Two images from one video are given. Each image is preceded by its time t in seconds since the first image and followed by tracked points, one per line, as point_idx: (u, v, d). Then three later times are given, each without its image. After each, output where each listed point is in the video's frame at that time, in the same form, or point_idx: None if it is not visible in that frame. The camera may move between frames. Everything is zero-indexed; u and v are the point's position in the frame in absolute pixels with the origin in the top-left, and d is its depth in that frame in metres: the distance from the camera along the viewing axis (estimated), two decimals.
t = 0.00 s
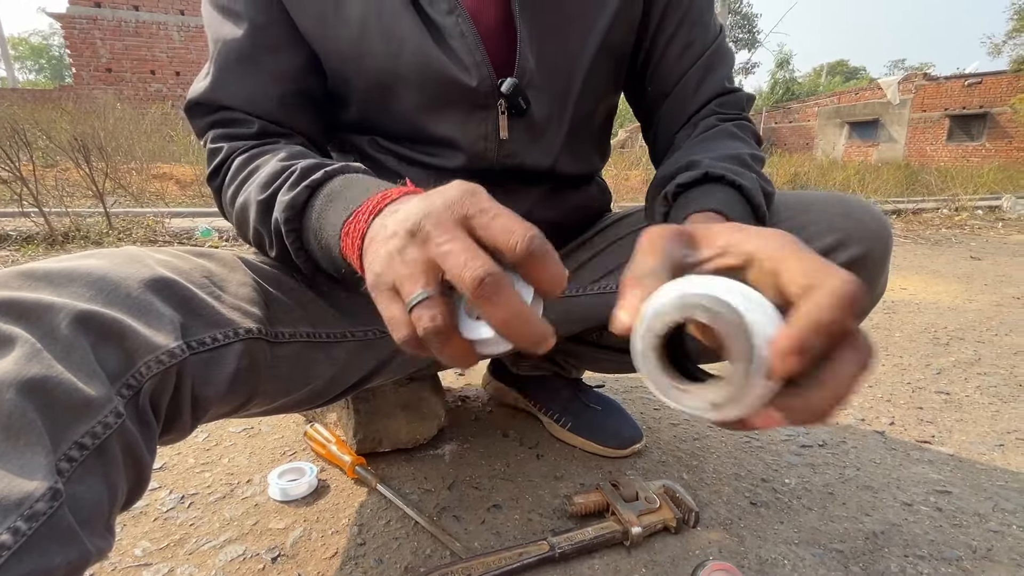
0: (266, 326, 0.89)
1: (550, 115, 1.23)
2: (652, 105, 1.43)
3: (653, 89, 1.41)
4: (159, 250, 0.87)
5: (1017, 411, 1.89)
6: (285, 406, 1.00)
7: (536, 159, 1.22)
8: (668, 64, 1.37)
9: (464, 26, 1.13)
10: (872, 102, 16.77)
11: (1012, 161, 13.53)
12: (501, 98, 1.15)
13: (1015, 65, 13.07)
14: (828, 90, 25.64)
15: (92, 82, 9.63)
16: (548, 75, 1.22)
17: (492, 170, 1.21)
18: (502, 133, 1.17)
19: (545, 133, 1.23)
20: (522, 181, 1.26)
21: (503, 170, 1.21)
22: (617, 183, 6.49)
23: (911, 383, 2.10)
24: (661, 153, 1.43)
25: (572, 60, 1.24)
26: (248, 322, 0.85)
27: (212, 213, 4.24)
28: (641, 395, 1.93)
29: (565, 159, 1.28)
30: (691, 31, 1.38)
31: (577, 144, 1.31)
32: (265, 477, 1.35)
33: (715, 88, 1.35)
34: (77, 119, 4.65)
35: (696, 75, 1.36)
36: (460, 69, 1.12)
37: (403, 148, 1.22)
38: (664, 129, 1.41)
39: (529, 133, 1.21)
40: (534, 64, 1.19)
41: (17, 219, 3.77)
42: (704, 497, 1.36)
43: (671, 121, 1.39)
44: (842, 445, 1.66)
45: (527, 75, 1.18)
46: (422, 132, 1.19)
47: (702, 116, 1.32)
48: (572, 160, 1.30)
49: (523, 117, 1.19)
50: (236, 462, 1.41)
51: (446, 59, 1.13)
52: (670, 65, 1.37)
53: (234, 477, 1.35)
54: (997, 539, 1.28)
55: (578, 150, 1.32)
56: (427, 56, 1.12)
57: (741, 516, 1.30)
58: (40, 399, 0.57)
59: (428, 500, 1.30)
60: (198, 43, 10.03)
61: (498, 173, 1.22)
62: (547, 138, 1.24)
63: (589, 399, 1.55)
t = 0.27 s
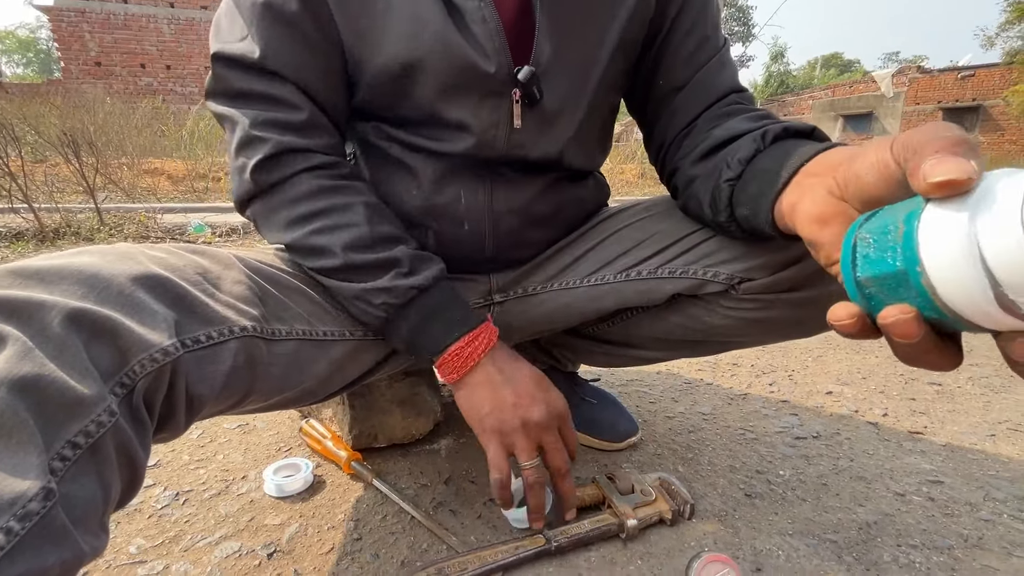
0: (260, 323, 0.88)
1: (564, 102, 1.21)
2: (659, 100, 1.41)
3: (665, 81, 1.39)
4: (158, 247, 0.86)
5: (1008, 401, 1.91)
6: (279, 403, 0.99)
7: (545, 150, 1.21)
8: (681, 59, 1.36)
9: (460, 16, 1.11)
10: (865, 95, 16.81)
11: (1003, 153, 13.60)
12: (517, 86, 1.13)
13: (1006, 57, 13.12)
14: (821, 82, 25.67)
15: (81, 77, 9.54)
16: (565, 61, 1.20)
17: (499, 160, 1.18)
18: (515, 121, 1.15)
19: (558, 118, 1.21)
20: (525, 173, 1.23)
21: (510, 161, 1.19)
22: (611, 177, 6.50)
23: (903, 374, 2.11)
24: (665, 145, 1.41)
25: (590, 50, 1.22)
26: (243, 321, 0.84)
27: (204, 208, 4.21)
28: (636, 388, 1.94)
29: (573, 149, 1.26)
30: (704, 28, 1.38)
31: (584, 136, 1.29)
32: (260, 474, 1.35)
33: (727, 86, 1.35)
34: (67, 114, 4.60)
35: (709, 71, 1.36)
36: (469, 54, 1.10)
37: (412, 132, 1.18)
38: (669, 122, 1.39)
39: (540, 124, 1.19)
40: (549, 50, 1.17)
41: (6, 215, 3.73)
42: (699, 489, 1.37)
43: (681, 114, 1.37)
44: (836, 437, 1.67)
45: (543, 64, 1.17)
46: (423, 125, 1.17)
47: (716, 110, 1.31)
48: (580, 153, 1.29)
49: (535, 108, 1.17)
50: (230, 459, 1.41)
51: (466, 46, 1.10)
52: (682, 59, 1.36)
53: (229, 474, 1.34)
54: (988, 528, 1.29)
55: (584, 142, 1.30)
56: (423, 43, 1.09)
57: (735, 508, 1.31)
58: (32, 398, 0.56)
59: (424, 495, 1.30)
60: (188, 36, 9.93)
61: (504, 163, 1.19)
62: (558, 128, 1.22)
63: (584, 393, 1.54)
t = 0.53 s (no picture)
0: (230, 318, 0.87)
1: (568, 82, 1.19)
2: (653, 86, 1.40)
3: (657, 67, 1.37)
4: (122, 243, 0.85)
5: (992, 388, 1.92)
6: (255, 398, 0.99)
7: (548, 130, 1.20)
8: (675, 44, 1.34)
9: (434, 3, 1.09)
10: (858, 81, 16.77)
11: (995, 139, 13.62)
12: (526, 62, 1.10)
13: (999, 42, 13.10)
14: (816, 68, 25.59)
15: (67, 65, 9.39)
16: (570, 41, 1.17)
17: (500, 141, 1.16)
18: (525, 99, 1.13)
19: (564, 96, 1.20)
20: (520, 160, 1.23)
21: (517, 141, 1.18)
22: (603, 164, 6.47)
23: (890, 362, 2.12)
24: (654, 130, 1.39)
25: (594, 32, 1.20)
26: (210, 316, 0.83)
27: (191, 198, 4.17)
28: (623, 378, 1.94)
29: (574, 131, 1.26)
30: (698, 13, 1.36)
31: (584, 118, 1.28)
32: (242, 468, 1.34)
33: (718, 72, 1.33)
34: (50, 103, 4.53)
35: (703, 57, 1.34)
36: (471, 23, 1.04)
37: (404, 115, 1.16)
38: (662, 108, 1.37)
39: (546, 104, 1.17)
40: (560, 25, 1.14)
41: None
42: (681, 479, 1.38)
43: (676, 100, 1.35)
44: (820, 425, 1.68)
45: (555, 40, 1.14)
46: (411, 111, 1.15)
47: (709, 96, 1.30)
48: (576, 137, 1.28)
49: (542, 87, 1.15)
50: (212, 453, 1.40)
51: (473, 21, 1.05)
52: (677, 43, 1.34)
53: (210, 469, 1.34)
54: (966, 515, 1.31)
55: (582, 126, 1.29)
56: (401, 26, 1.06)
57: (717, 497, 1.31)
58: None
59: (406, 488, 1.30)
60: (175, 23, 9.79)
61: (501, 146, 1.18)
62: (562, 108, 1.20)
63: (569, 383, 1.53)
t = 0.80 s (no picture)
0: (221, 306, 0.88)
1: (526, 66, 1.21)
2: (635, 63, 1.38)
3: (635, 42, 1.35)
4: (110, 232, 0.86)
5: (987, 371, 1.93)
6: (249, 385, 0.99)
7: (512, 115, 1.20)
8: (650, 18, 1.32)
9: None
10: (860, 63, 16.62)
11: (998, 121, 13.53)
12: (473, 49, 1.13)
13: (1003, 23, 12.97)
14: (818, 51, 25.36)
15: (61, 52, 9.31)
16: (524, 25, 1.19)
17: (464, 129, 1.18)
18: (474, 86, 1.15)
19: (524, 82, 1.21)
20: (495, 144, 1.23)
21: (479, 129, 1.19)
22: (603, 150, 6.43)
23: (886, 345, 2.13)
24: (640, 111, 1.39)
25: (550, 15, 1.21)
26: (201, 304, 0.85)
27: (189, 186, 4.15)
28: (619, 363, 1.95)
29: (542, 114, 1.25)
30: None
31: (556, 101, 1.28)
32: (239, 454, 1.35)
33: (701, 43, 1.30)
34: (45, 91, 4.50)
35: (679, 31, 1.31)
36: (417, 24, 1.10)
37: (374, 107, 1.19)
38: (645, 86, 1.36)
39: (504, 88, 1.19)
40: (508, 11, 1.17)
41: None
42: (676, 462, 1.39)
43: (655, 78, 1.33)
44: (815, 408, 1.69)
45: (501, 26, 1.17)
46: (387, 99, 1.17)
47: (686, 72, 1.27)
48: (549, 119, 1.27)
49: (496, 70, 1.18)
50: (210, 439, 1.41)
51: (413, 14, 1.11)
52: (650, 20, 1.32)
53: (208, 454, 1.35)
54: (958, 496, 1.32)
55: (558, 108, 1.29)
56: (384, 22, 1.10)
57: (710, 480, 1.32)
58: None
59: (402, 472, 1.31)
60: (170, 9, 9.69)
61: (466, 132, 1.19)
62: (522, 92, 1.21)
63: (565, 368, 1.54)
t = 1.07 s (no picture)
0: (242, 296, 0.89)
1: (529, 63, 1.20)
2: (648, 50, 1.39)
3: (649, 31, 1.36)
4: (129, 223, 0.87)
5: (997, 360, 1.93)
6: (269, 372, 1.01)
7: (516, 112, 1.21)
8: (663, 6, 1.33)
9: None
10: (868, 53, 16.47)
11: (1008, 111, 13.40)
12: (475, 47, 1.13)
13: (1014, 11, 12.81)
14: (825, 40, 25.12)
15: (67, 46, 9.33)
16: (527, 21, 1.19)
17: (471, 125, 1.19)
18: (477, 84, 1.15)
19: (528, 79, 1.21)
20: (503, 136, 1.24)
21: (483, 125, 1.20)
22: (609, 141, 6.41)
23: (895, 335, 2.13)
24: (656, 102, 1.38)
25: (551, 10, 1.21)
26: (223, 294, 0.86)
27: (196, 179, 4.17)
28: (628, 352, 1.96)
29: (545, 108, 1.25)
30: None
31: (558, 95, 1.29)
32: (256, 441, 1.38)
33: (711, 33, 1.29)
34: (52, 85, 4.52)
35: (693, 21, 1.31)
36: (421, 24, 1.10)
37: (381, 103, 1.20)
38: (662, 75, 1.35)
39: (507, 86, 1.19)
40: (509, 10, 1.16)
41: None
42: (686, 449, 1.40)
43: (669, 68, 1.34)
44: (824, 396, 1.70)
45: (503, 25, 1.16)
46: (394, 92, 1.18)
47: (698, 63, 1.27)
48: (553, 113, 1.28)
49: (500, 67, 1.17)
50: (227, 427, 1.44)
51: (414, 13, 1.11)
52: (665, 10, 1.33)
53: (226, 442, 1.37)
54: (968, 481, 1.33)
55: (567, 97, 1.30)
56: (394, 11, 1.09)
57: (721, 466, 1.34)
58: (7, 374, 0.57)
59: (417, 459, 1.33)
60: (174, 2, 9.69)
61: (472, 129, 1.20)
62: (526, 90, 1.21)
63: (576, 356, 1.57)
